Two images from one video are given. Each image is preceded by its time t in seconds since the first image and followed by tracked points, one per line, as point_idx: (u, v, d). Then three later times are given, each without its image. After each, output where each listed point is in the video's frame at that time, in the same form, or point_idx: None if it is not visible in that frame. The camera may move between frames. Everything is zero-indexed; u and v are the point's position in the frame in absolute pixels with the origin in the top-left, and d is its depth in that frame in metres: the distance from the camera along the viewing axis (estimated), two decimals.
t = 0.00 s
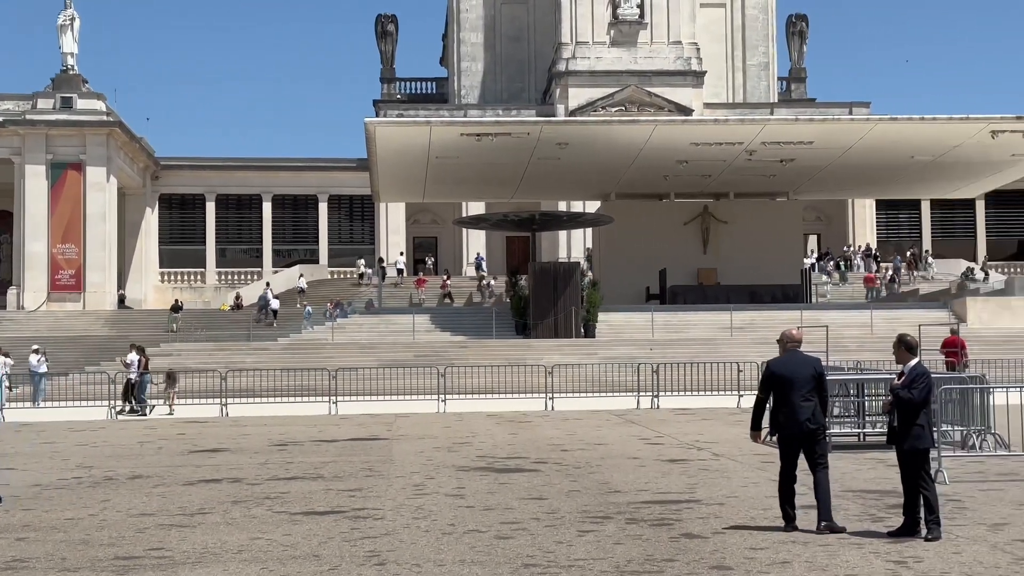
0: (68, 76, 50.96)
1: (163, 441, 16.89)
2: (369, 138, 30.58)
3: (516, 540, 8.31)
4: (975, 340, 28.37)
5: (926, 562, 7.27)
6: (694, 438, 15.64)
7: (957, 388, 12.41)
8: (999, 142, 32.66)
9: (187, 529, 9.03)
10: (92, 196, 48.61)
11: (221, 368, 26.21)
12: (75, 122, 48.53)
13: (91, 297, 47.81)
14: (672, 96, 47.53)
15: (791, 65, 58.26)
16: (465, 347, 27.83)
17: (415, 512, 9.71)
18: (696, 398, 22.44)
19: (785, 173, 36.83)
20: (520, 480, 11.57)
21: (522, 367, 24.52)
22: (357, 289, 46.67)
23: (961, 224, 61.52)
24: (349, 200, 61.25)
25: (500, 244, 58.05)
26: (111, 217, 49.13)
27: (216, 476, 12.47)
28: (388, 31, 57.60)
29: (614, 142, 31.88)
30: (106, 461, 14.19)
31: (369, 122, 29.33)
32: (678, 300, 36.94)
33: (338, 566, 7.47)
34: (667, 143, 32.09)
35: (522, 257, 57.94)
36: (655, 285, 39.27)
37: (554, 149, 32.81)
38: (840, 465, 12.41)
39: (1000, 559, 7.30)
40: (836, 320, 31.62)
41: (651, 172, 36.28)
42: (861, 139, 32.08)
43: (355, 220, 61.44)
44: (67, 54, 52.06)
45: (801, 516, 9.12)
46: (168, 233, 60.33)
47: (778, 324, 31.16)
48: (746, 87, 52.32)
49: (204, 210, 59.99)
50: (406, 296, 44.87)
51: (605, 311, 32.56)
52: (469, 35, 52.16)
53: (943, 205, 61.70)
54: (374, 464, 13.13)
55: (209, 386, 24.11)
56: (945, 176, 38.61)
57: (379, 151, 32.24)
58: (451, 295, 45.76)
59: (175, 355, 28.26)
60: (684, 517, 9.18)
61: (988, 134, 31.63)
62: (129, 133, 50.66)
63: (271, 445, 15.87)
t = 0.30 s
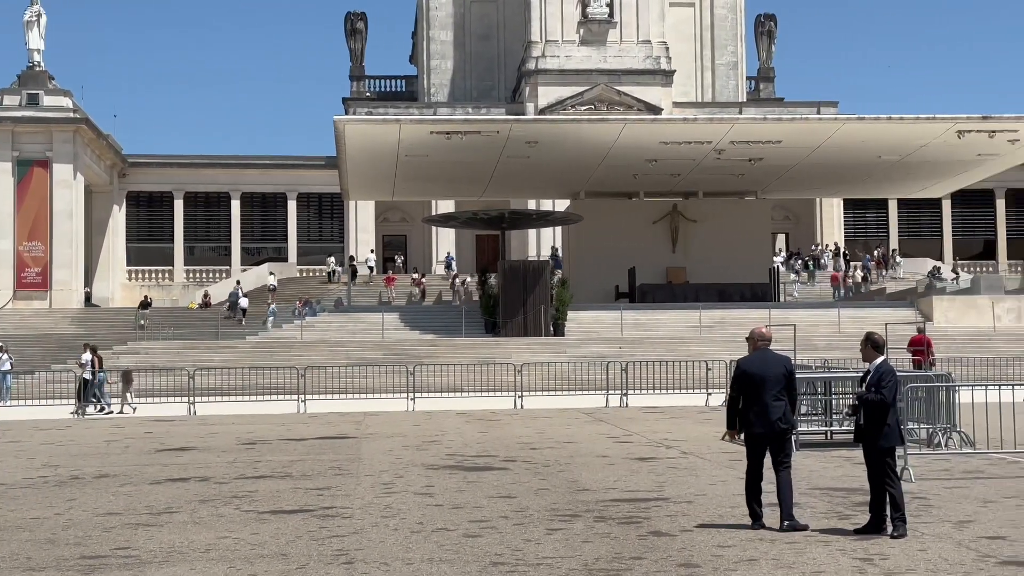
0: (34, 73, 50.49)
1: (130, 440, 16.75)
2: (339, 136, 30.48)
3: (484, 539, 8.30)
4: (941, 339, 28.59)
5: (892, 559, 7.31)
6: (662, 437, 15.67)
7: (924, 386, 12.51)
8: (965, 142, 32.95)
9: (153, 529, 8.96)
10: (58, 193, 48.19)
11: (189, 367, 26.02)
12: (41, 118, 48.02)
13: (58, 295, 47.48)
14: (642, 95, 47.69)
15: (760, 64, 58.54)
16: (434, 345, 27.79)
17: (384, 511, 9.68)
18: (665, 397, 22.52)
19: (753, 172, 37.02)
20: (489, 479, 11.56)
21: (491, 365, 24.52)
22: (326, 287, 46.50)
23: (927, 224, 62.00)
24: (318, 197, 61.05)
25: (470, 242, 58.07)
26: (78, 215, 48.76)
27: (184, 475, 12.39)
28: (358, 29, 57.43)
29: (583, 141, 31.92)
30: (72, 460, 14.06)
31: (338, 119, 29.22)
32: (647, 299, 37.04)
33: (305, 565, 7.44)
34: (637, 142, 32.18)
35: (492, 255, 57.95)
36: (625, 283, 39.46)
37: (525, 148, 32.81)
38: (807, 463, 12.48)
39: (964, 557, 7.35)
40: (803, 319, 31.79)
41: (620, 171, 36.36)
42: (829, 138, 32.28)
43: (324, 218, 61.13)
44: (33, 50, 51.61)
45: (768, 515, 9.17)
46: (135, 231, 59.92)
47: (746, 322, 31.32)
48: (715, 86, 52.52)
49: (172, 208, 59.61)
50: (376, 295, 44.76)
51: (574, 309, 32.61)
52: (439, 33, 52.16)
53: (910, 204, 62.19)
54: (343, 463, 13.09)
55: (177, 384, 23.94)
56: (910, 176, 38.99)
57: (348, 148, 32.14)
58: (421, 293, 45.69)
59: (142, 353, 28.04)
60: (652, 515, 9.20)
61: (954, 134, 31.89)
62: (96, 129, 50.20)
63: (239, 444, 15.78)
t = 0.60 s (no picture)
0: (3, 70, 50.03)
1: (100, 439, 16.65)
2: (311, 134, 30.37)
3: (456, 538, 8.30)
4: (911, 338, 28.80)
5: (862, 557, 7.37)
6: (635, 435, 15.73)
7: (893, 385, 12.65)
8: (935, 142, 33.20)
9: (123, 529, 8.90)
10: (28, 190, 47.84)
11: (160, 365, 25.88)
12: (10, 116, 47.63)
13: (28, 293, 47.18)
14: (615, 94, 47.78)
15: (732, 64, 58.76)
16: (407, 343, 27.77)
17: (356, 510, 9.66)
18: (637, 395, 22.60)
19: (725, 172, 37.16)
20: (462, 478, 11.56)
21: (464, 364, 24.51)
22: (299, 286, 46.36)
23: (898, 223, 62.43)
24: (290, 196, 60.92)
25: (443, 241, 58.07)
26: (48, 213, 48.50)
27: (155, 474, 12.31)
28: (331, 27, 57.23)
29: (556, 140, 31.94)
30: (42, 460, 13.95)
31: (311, 118, 29.11)
32: (620, 298, 37.12)
33: (277, 564, 7.41)
34: (609, 141, 32.24)
35: (464, 254, 57.99)
36: (597, 283, 39.57)
37: (497, 147, 32.82)
38: (778, 462, 12.55)
39: (934, 555, 7.42)
40: (775, 318, 31.94)
41: (593, 170, 36.41)
42: (800, 138, 32.45)
43: (296, 216, 61.16)
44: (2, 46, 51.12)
45: (739, 513, 9.21)
46: (106, 229, 59.58)
47: (718, 321, 31.46)
48: (688, 85, 52.68)
49: (143, 206, 59.26)
50: (348, 293, 44.66)
51: (547, 308, 32.66)
52: (411, 32, 52.06)
53: (881, 204, 62.62)
54: (315, 462, 13.06)
55: (148, 383, 23.79)
56: (880, 176, 39.22)
57: (321, 147, 32.04)
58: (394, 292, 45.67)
59: (112, 352, 27.85)
60: (625, 514, 9.23)
61: (924, 134, 32.11)
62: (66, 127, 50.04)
63: (211, 443, 15.72)
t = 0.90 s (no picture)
0: None
1: (74, 440, 16.54)
2: (287, 135, 30.27)
3: (431, 538, 8.29)
4: (885, 339, 28.96)
5: (837, 557, 7.39)
6: (611, 436, 15.75)
7: (867, 385, 12.75)
8: (910, 143, 33.38)
9: (97, 529, 8.86)
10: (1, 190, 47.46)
11: (134, 366, 25.74)
12: None
13: (1, 294, 46.84)
14: (591, 95, 47.89)
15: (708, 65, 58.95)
16: (383, 344, 27.72)
17: (330, 511, 9.64)
18: (614, 395, 22.63)
19: (701, 172, 37.24)
20: (437, 479, 11.55)
21: (440, 364, 24.47)
22: (275, 286, 46.20)
23: (873, 224, 62.75)
24: (266, 196, 60.66)
25: (419, 241, 58.02)
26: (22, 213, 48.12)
27: (129, 475, 12.25)
28: (306, 26, 57.06)
29: (532, 140, 31.94)
30: (15, 461, 13.85)
31: (287, 118, 29.01)
32: (596, 298, 37.16)
33: (251, 565, 7.39)
34: (586, 142, 32.25)
35: (441, 254, 57.92)
36: (574, 283, 39.58)
37: (474, 147, 32.79)
38: (754, 462, 12.59)
39: (908, 554, 7.45)
40: (751, 318, 32.03)
41: (570, 171, 36.42)
42: (776, 139, 32.56)
43: (272, 217, 60.90)
44: None
45: (714, 514, 9.23)
46: (80, 230, 59.19)
47: (694, 322, 31.54)
48: (664, 86, 52.79)
49: (118, 206, 58.91)
50: (324, 294, 44.54)
51: (523, 309, 32.65)
52: (388, 32, 51.97)
53: (856, 205, 62.93)
54: (290, 463, 13.02)
55: (122, 384, 23.66)
56: (856, 177, 39.37)
57: (297, 147, 31.93)
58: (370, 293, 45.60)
59: (86, 353, 27.68)
60: (600, 514, 9.24)
61: (899, 136, 32.27)
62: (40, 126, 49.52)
63: (186, 443, 15.64)
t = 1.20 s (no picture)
0: None
1: (53, 443, 16.45)
2: (267, 137, 30.16)
3: (411, 541, 8.28)
4: (865, 342, 29.08)
5: (816, 560, 7.42)
6: (591, 439, 15.76)
7: (847, 389, 12.83)
8: (889, 147, 33.53)
9: (76, 533, 8.81)
10: None
11: (113, 369, 25.62)
12: None
13: None
14: (572, 98, 47.94)
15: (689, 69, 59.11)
16: (364, 347, 27.69)
17: (311, 514, 9.61)
18: (594, 398, 22.65)
19: (682, 175, 37.32)
20: (418, 482, 11.54)
21: (420, 368, 24.45)
22: (255, 289, 46.06)
23: (853, 228, 63.01)
24: (247, 199, 60.35)
25: (400, 245, 57.96)
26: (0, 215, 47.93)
27: (108, 479, 12.19)
28: (287, 29, 56.92)
29: (513, 143, 31.94)
30: None
31: (267, 120, 28.91)
32: (577, 301, 37.14)
33: (231, 569, 7.36)
34: (566, 145, 32.25)
35: (422, 257, 57.82)
36: (554, 287, 39.54)
37: (454, 150, 32.77)
38: (734, 465, 12.62)
39: (886, 557, 7.49)
40: (731, 322, 32.12)
41: (550, 174, 36.43)
42: (756, 143, 32.66)
43: (253, 219, 60.59)
44: None
45: (693, 516, 9.25)
46: (59, 232, 58.84)
47: (675, 325, 31.60)
48: (645, 90, 52.89)
49: (97, 209, 58.62)
50: (305, 297, 44.43)
51: (504, 312, 32.63)
52: (369, 34, 51.89)
53: (836, 209, 63.19)
54: (271, 466, 12.99)
55: (101, 387, 23.55)
56: (835, 181, 39.52)
57: (277, 150, 31.82)
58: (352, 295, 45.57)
59: (65, 355, 27.54)
60: (580, 517, 9.25)
61: (879, 140, 32.41)
62: (19, 128, 49.28)
63: (166, 447, 15.58)
